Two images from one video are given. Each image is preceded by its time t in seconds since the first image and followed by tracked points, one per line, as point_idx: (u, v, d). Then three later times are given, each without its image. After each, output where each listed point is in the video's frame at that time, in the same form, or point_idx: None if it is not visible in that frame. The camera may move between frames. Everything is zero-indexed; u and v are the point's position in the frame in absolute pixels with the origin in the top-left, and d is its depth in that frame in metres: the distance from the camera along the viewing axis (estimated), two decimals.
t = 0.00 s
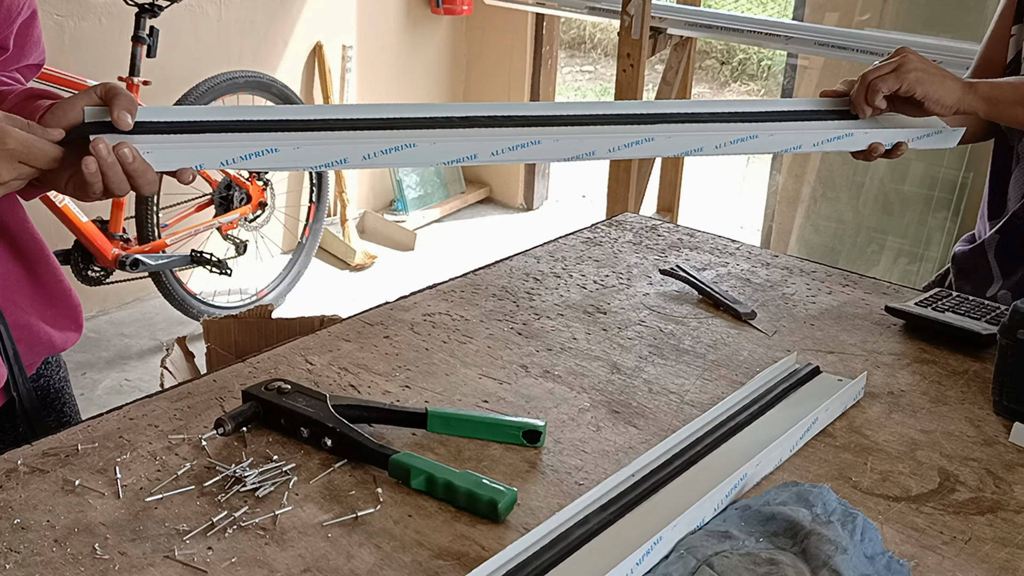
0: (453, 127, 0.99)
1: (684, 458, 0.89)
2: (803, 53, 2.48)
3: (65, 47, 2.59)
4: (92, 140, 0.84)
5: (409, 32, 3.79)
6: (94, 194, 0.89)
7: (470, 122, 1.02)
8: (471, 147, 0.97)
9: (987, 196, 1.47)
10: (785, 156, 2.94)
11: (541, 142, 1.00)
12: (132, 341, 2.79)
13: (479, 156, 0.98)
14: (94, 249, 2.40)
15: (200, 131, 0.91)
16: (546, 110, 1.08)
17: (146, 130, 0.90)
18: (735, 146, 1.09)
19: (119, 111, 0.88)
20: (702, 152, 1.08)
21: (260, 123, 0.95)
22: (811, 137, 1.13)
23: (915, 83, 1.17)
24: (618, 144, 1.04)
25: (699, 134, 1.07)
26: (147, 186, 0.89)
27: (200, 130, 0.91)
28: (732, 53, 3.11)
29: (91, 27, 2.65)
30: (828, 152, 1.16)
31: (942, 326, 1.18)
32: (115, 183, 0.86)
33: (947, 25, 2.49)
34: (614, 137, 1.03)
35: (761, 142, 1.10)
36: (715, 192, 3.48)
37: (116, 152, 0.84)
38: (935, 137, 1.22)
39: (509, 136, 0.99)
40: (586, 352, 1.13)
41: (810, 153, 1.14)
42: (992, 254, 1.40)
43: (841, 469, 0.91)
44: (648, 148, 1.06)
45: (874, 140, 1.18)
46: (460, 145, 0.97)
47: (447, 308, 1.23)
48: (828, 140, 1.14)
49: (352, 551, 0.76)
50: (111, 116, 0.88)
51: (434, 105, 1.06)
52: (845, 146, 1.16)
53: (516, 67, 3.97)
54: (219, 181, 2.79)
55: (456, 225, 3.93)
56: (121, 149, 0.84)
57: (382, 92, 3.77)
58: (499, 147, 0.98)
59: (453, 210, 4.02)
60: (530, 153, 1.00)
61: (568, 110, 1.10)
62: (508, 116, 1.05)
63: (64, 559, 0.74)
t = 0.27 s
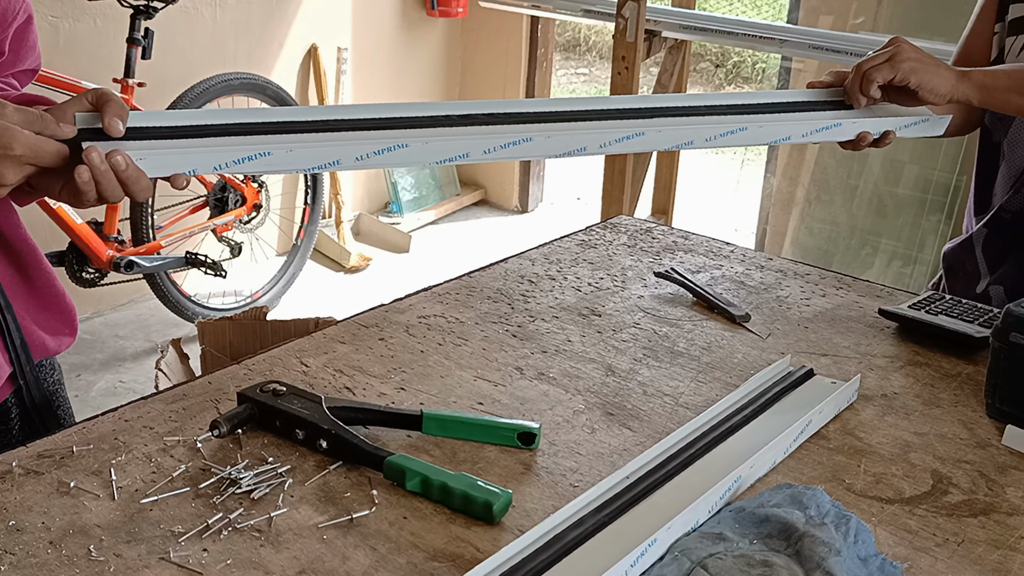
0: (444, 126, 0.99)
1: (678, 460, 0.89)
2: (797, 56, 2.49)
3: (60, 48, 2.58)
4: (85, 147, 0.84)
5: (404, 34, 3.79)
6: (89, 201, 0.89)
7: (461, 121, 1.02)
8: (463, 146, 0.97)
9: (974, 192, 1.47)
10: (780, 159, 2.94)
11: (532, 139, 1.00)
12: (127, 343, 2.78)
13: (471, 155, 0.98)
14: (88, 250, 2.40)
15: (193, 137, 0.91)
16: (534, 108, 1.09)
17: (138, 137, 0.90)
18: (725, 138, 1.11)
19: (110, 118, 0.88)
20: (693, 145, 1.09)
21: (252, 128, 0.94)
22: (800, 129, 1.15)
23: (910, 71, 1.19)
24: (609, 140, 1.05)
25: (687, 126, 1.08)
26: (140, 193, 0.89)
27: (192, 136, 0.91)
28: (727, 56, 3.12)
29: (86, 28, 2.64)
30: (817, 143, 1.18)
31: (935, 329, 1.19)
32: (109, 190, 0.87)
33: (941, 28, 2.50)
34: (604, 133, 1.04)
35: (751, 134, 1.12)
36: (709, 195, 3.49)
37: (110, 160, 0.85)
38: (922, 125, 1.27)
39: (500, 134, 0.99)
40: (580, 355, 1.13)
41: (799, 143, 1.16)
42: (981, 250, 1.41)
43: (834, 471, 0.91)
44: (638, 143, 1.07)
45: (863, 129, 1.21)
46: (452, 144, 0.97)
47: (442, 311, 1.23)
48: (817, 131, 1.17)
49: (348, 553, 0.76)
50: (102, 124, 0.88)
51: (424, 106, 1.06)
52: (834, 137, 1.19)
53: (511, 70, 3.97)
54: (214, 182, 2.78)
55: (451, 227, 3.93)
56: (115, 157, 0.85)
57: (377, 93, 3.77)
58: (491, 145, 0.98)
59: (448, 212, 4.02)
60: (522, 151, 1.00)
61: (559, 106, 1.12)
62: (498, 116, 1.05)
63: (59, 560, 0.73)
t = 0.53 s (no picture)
0: (445, 129, 1.00)
1: (675, 465, 0.89)
2: (793, 63, 2.50)
3: (57, 52, 2.58)
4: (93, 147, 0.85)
5: (401, 38, 3.80)
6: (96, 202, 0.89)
7: (462, 123, 1.03)
8: (464, 148, 0.99)
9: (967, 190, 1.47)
10: (776, 164, 2.96)
11: (531, 142, 1.02)
12: (123, 347, 2.78)
13: (472, 157, 0.99)
14: (85, 254, 2.39)
15: (198, 137, 0.91)
16: (535, 108, 1.10)
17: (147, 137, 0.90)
18: (719, 142, 1.13)
19: (119, 122, 0.87)
20: (688, 148, 1.11)
21: (257, 128, 0.95)
22: (792, 133, 1.16)
23: (909, 76, 1.17)
24: (607, 142, 1.06)
25: (685, 129, 1.10)
26: (147, 194, 0.89)
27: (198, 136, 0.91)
28: (724, 62, 3.12)
29: (84, 32, 2.65)
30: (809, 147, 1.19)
31: (931, 334, 1.19)
32: (115, 191, 0.87)
33: (937, 34, 2.51)
34: (602, 136, 1.05)
35: (745, 138, 1.14)
36: (706, 200, 3.50)
37: (116, 160, 0.85)
38: (914, 129, 1.29)
39: (500, 136, 1.00)
40: (578, 359, 1.14)
41: (792, 148, 1.17)
42: (977, 247, 1.41)
43: (831, 476, 0.92)
44: (635, 145, 1.09)
45: (853, 133, 1.22)
46: (453, 146, 0.98)
47: (440, 315, 1.24)
48: (810, 136, 1.18)
49: (345, 557, 0.76)
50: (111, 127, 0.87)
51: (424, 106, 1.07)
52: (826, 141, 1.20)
53: (508, 75, 3.98)
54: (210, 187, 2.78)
55: (448, 231, 3.94)
56: (121, 157, 0.85)
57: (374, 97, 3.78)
58: (491, 147, 1.00)
59: (445, 216, 4.02)
60: (522, 153, 1.01)
61: (564, 106, 1.12)
62: (498, 117, 1.06)
63: (56, 564, 0.73)
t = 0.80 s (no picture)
0: (443, 134, 1.00)
1: (674, 470, 0.89)
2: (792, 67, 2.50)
3: (58, 56, 2.59)
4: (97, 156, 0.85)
5: (401, 42, 3.81)
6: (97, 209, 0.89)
7: (459, 129, 1.03)
8: (462, 152, 0.98)
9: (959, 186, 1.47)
10: (775, 168, 2.97)
11: (529, 146, 1.01)
12: (123, 351, 2.78)
13: (469, 161, 0.99)
14: (85, 258, 2.39)
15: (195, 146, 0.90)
16: (530, 114, 1.10)
17: (147, 144, 0.90)
18: (712, 143, 1.12)
19: (121, 128, 0.88)
20: (681, 151, 1.10)
21: (254, 136, 0.94)
22: (783, 134, 1.16)
23: (903, 74, 1.19)
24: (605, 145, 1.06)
25: (679, 131, 1.10)
26: (151, 201, 0.89)
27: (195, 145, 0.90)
28: (723, 65, 3.13)
29: (84, 36, 2.65)
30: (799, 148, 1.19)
31: (930, 338, 1.19)
32: (119, 199, 0.87)
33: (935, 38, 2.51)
34: (599, 138, 1.05)
35: (738, 139, 1.13)
36: (706, 204, 3.50)
37: (121, 167, 0.85)
38: (901, 128, 1.28)
39: (497, 140, 1.00)
40: (577, 364, 1.14)
41: (782, 148, 1.17)
42: (972, 245, 1.41)
43: (830, 481, 0.92)
44: (631, 148, 1.07)
45: (842, 134, 1.22)
46: (452, 150, 0.97)
47: (439, 320, 1.24)
48: (800, 136, 1.18)
49: (344, 562, 0.76)
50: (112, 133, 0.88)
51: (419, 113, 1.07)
52: (816, 142, 1.20)
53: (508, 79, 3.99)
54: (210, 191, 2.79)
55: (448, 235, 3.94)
56: (126, 164, 0.85)
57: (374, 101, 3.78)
58: (489, 151, 0.99)
59: (445, 220, 4.03)
60: (520, 157, 1.01)
61: (558, 112, 1.12)
62: (493, 123, 1.06)
63: (55, 569, 0.73)
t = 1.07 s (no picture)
0: (444, 125, 1.00)
1: (677, 470, 0.89)
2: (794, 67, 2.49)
3: (60, 58, 2.59)
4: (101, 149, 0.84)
5: (403, 44, 3.81)
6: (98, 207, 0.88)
7: (460, 121, 1.03)
8: (463, 143, 0.98)
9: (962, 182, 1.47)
10: (778, 168, 2.96)
11: (528, 135, 1.01)
12: (126, 352, 2.78)
13: (471, 152, 0.99)
14: (88, 259, 2.39)
15: (199, 139, 0.91)
16: (529, 106, 1.10)
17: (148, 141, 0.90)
18: (709, 132, 1.12)
19: (121, 125, 0.88)
20: (678, 139, 1.11)
21: (258, 130, 0.95)
22: (778, 121, 1.16)
23: (901, 63, 1.20)
24: (603, 135, 1.06)
25: (674, 120, 1.10)
26: (152, 196, 0.88)
27: (198, 139, 0.91)
28: (725, 66, 3.13)
29: (86, 38, 2.65)
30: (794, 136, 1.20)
31: (933, 338, 1.19)
32: (121, 193, 0.86)
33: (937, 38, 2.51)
34: (597, 128, 1.05)
35: (733, 127, 1.13)
36: (708, 205, 3.50)
37: (123, 161, 0.84)
38: (891, 117, 1.28)
39: (498, 131, 1.00)
40: (579, 364, 1.14)
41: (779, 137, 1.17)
42: (973, 240, 1.40)
43: (833, 481, 0.91)
44: (629, 138, 1.08)
45: (835, 121, 1.22)
46: (453, 141, 0.97)
47: (441, 320, 1.24)
48: (794, 124, 1.18)
49: (346, 563, 0.76)
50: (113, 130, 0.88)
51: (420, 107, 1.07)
52: (811, 130, 1.20)
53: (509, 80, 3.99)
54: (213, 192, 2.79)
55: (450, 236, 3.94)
56: (127, 157, 0.85)
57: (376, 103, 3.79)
58: (490, 142, 0.99)
59: (447, 221, 4.03)
60: (521, 147, 1.01)
61: (560, 104, 1.12)
62: (494, 114, 1.06)
63: (57, 570, 0.73)
